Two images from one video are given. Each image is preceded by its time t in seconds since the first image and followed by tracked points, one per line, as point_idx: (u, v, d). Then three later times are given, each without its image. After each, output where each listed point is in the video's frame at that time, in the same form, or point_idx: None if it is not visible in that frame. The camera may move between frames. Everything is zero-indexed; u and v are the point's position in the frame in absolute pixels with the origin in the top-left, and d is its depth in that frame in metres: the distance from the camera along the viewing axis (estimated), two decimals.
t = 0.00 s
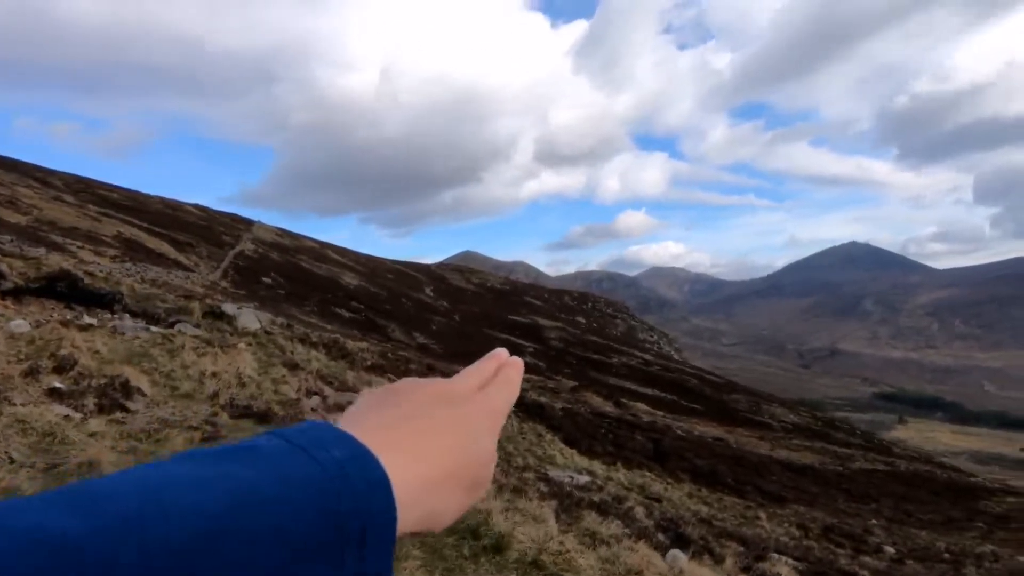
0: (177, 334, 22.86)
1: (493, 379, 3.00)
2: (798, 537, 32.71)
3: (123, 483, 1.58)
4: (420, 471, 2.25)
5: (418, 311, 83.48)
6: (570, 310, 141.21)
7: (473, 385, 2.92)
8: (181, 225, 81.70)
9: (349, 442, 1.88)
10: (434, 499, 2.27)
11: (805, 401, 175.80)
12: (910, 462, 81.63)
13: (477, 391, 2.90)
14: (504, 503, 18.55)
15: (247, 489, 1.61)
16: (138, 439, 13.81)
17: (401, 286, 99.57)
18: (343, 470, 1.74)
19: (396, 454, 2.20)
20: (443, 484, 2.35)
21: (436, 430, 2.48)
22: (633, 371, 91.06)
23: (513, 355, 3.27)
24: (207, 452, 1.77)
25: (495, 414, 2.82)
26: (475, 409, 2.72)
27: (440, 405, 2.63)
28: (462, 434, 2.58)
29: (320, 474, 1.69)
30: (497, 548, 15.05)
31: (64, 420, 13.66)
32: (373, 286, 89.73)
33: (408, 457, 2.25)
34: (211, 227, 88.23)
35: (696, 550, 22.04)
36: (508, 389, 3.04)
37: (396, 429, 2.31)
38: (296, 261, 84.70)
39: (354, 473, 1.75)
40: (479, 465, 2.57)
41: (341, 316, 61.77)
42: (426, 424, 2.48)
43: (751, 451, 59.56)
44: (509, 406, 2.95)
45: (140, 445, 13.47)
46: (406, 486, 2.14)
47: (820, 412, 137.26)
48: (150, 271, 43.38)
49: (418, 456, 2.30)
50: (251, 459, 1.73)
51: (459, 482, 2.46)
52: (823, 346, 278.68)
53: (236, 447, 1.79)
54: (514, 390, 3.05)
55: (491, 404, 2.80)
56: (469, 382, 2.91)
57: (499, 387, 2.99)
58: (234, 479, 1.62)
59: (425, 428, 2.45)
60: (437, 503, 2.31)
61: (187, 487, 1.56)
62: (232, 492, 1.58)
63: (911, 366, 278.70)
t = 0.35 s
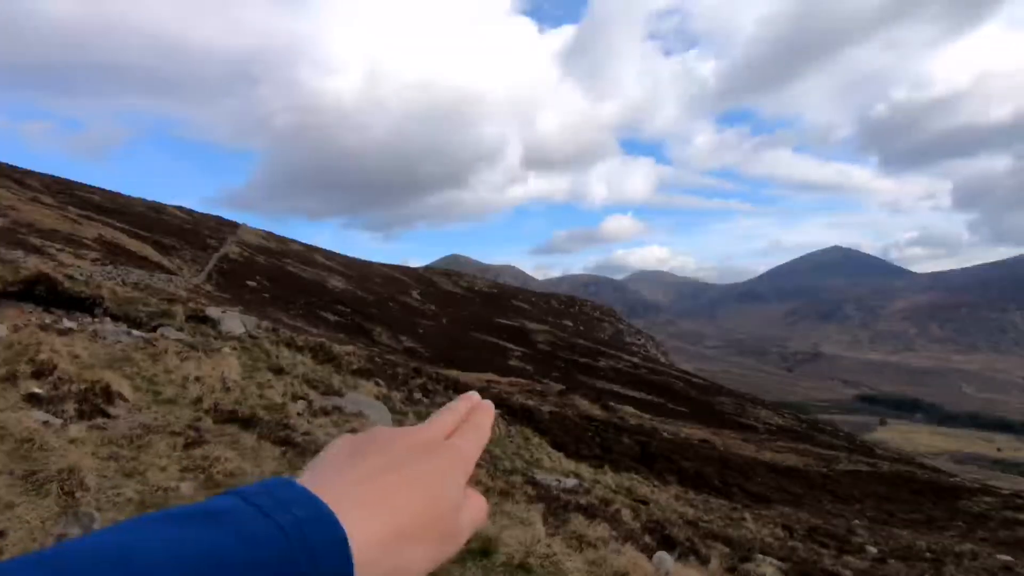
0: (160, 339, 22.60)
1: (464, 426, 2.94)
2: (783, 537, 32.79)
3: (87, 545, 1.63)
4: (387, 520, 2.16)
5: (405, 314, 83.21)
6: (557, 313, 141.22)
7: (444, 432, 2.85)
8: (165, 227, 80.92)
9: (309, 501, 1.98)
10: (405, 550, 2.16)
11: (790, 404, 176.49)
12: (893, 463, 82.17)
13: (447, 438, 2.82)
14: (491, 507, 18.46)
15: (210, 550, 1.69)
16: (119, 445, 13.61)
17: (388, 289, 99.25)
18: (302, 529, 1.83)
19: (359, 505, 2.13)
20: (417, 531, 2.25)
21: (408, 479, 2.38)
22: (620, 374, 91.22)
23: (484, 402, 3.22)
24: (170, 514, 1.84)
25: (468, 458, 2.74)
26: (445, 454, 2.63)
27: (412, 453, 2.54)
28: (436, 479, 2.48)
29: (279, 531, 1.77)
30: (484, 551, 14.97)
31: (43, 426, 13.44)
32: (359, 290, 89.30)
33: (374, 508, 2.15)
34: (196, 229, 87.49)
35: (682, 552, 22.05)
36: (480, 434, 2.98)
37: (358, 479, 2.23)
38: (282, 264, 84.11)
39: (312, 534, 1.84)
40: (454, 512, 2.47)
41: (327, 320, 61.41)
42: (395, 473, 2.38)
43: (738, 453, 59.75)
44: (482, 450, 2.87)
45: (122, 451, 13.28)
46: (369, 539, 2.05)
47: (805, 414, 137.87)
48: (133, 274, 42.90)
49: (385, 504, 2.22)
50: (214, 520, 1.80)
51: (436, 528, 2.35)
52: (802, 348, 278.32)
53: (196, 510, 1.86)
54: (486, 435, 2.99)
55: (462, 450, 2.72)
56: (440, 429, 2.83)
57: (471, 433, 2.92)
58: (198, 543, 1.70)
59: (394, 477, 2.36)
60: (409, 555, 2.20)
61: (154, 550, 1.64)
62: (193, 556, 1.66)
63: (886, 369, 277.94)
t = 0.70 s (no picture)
0: (145, 340, 22.44)
1: (456, 388, 3.02)
2: (769, 538, 32.90)
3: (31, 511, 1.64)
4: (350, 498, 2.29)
5: (395, 316, 83.04)
6: (547, 314, 141.31)
7: (431, 397, 2.93)
8: (152, 228, 80.33)
9: (256, 484, 2.01)
10: (368, 527, 2.28)
11: (778, 404, 177.19)
12: (879, 464, 82.61)
13: (434, 404, 2.90)
14: (479, 508, 18.43)
15: (146, 532, 1.68)
16: (102, 446, 13.49)
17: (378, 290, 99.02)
18: (242, 517, 1.84)
19: (321, 487, 2.24)
20: (383, 507, 2.37)
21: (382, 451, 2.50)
22: (610, 375, 91.45)
23: (480, 362, 3.29)
24: (108, 493, 1.84)
25: (455, 423, 2.83)
26: (429, 421, 2.73)
27: (394, 420, 2.66)
28: (412, 451, 2.59)
29: (221, 519, 1.79)
30: (472, 552, 14.97)
31: (25, 428, 13.30)
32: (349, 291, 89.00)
33: (337, 482, 2.28)
34: (184, 230, 86.99)
35: (670, 552, 22.11)
36: (474, 396, 3.05)
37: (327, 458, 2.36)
38: (271, 265, 83.69)
39: (244, 519, 1.84)
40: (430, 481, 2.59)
41: (315, 321, 61.14)
42: (372, 445, 2.51)
43: (726, 454, 59.94)
44: (472, 414, 2.95)
45: (104, 453, 13.16)
46: (331, 516, 2.17)
47: (793, 416, 138.36)
48: (118, 274, 42.55)
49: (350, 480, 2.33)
50: (149, 502, 1.80)
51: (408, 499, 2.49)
52: (793, 350, 278.65)
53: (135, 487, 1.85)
54: (480, 396, 3.06)
55: (447, 416, 2.80)
56: (425, 393, 2.91)
57: (462, 394, 3.00)
58: (126, 523, 1.68)
59: (368, 450, 2.48)
60: (377, 530, 2.34)
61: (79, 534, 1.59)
62: (133, 528, 1.67)
63: (877, 371, 278.54)
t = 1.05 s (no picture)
0: (127, 339, 22.25)
1: (420, 365, 3.41)
2: (754, 535, 33.06)
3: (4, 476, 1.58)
4: (335, 445, 2.56)
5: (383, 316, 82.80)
6: (536, 315, 141.40)
7: (394, 372, 3.27)
8: (137, 225, 79.61)
9: (218, 444, 1.94)
10: (342, 483, 2.51)
11: (763, 405, 177.94)
12: (861, 463, 83.32)
13: (396, 378, 3.22)
14: (465, 508, 18.41)
15: (99, 486, 1.61)
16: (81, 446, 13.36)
17: (366, 290, 98.73)
18: (205, 473, 1.75)
19: (299, 443, 2.40)
20: (363, 459, 2.64)
21: (364, 408, 2.81)
22: (598, 375, 91.68)
23: (439, 346, 3.72)
24: (73, 455, 1.77)
25: (421, 393, 3.20)
26: (401, 388, 3.08)
27: (371, 385, 3.00)
28: (389, 410, 2.92)
29: (181, 475, 1.71)
30: (457, 551, 14.96)
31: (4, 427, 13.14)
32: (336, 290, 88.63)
33: (325, 433, 2.56)
34: (169, 228, 86.26)
35: (655, 550, 22.21)
36: (436, 374, 3.46)
37: (315, 409, 2.64)
38: (257, 263, 83.18)
39: (206, 475, 1.74)
40: (401, 440, 2.93)
41: (302, 320, 60.82)
42: (356, 402, 2.81)
43: (712, 453, 60.19)
44: (436, 387, 3.34)
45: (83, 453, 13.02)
46: (318, 457, 2.42)
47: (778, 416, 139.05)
48: (101, 273, 42.12)
49: (337, 430, 2.63)
50: (104, 459, 1.75)
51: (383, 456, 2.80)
52: (778, 350, 278.50)
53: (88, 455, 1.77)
54: (441, 374, 3.47)
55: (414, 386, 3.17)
56: (390, 369, 3.24)
57: (426, 370, 3.38)
58: (80, 477, 1.61)
59: (352, 405, 2.78)
60: (358, 477, 2.60)
61: (24, 487, 1.49)
62: (94, 485, 1.60)
63: (860, 372, 278.33)
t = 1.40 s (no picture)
0: (108, 335, 22.02)
1: (426, 366, 3.24)
2: (737, 533, 33.26)
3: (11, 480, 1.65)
4: (324, 468, 2.45)
5: (370, 313, 82.45)
6: (522, 313, 141.51)
7: (403, 375, 3.15)
8: (118, 221, 78.65)
9: (226, 453, 1.98)
10: (346, 495, 2.46)
11: (747, 404, 178.93)
12: (843, 461, 84.18)
13: (406, 381, 3.11)
14: (450, 506, 18.37)
15: (109, 497, 1.67)
16: (60, 443, 13.24)
17: (353, 287, 98.32)
18: (210, 483, 1.81)
19: (296, 459, 2.38)
20: (360, 476, 2.55)
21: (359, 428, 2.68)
22: (584, 374, 91.90)
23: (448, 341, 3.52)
24: (79, 462, 1.82)
25: (426, 397, 3.04)
26: (401, 396, 2.94)
27: (367, 398, 2.86)
28: (387, 421, 2.78)
29: (185, 487, 1.78)
30: (442, 549, 14.94)
31: None
32: (322, 288, 88.14)
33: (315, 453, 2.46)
34: (151, 223, 85.42)
35: (640, 547, 22.32)
36: (444, 374, 3.27)
37: (306, 435, 2.54)
38: (242, 260, 82.51)
39: (212, 487, 1.80)
40: (405, 448, 2.78)
41: (287, 318, 60.45)
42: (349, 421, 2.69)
43: (696, 452, 60.50)
44: (442, 391, 3.15)
45: (62, 451, 12.86)
46: (305, 482, 2.33)
47: (762, 415, 139.95)
48: (81, 269, 41.57)
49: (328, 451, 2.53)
50: (113, 469, 1.81)
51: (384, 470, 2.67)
52: (761, 350, 278.41)
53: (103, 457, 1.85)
54: (450, 372, 3.29)
55: (415, 391, 3.00)
56: (399, 371, 3.13)
57: (432, 372, 3.20)
58: (83, 485, 1.67)
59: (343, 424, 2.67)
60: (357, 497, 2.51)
61: (27, 500, 1.54)
62: (96, 497, 1.66)
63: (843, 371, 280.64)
